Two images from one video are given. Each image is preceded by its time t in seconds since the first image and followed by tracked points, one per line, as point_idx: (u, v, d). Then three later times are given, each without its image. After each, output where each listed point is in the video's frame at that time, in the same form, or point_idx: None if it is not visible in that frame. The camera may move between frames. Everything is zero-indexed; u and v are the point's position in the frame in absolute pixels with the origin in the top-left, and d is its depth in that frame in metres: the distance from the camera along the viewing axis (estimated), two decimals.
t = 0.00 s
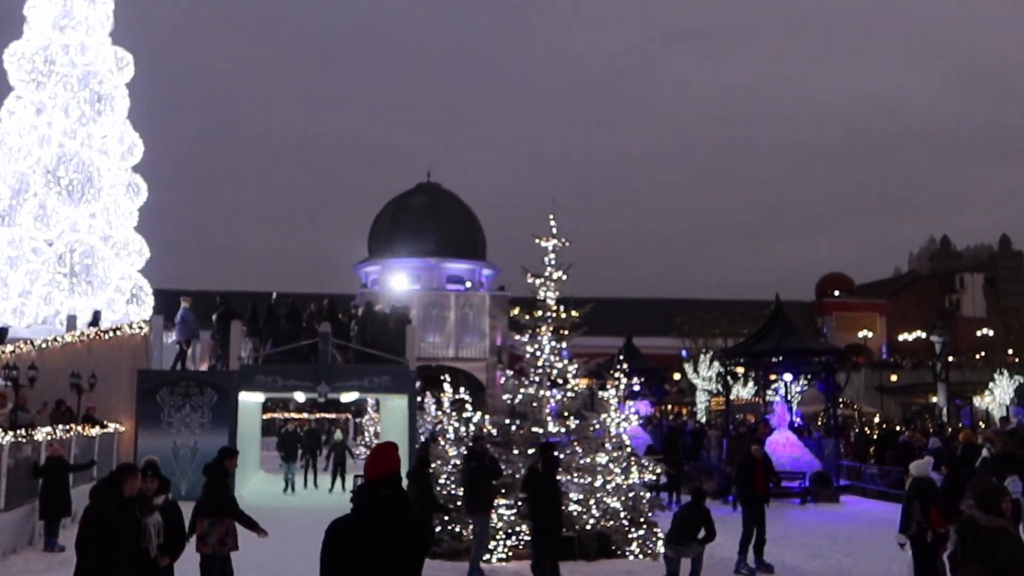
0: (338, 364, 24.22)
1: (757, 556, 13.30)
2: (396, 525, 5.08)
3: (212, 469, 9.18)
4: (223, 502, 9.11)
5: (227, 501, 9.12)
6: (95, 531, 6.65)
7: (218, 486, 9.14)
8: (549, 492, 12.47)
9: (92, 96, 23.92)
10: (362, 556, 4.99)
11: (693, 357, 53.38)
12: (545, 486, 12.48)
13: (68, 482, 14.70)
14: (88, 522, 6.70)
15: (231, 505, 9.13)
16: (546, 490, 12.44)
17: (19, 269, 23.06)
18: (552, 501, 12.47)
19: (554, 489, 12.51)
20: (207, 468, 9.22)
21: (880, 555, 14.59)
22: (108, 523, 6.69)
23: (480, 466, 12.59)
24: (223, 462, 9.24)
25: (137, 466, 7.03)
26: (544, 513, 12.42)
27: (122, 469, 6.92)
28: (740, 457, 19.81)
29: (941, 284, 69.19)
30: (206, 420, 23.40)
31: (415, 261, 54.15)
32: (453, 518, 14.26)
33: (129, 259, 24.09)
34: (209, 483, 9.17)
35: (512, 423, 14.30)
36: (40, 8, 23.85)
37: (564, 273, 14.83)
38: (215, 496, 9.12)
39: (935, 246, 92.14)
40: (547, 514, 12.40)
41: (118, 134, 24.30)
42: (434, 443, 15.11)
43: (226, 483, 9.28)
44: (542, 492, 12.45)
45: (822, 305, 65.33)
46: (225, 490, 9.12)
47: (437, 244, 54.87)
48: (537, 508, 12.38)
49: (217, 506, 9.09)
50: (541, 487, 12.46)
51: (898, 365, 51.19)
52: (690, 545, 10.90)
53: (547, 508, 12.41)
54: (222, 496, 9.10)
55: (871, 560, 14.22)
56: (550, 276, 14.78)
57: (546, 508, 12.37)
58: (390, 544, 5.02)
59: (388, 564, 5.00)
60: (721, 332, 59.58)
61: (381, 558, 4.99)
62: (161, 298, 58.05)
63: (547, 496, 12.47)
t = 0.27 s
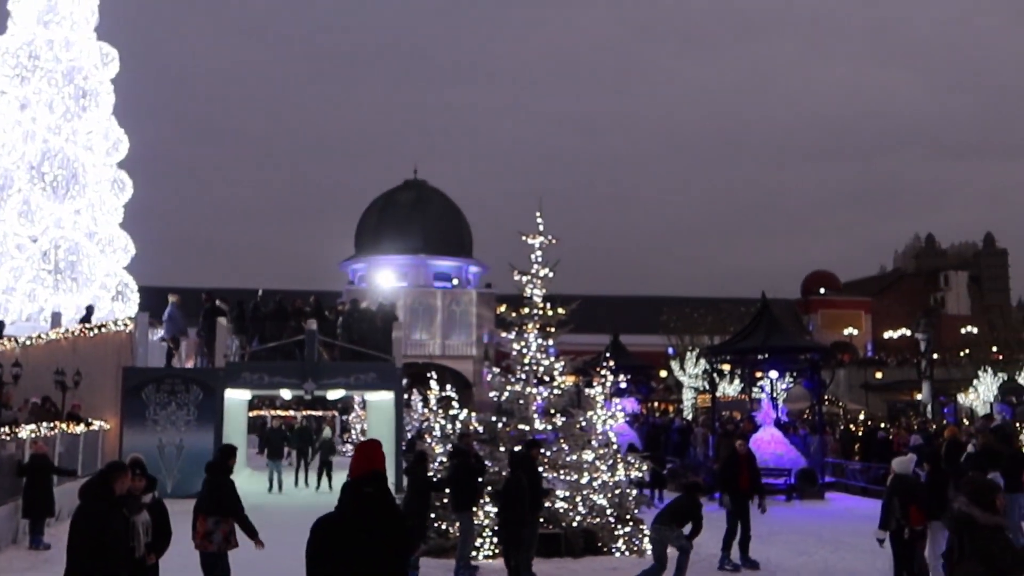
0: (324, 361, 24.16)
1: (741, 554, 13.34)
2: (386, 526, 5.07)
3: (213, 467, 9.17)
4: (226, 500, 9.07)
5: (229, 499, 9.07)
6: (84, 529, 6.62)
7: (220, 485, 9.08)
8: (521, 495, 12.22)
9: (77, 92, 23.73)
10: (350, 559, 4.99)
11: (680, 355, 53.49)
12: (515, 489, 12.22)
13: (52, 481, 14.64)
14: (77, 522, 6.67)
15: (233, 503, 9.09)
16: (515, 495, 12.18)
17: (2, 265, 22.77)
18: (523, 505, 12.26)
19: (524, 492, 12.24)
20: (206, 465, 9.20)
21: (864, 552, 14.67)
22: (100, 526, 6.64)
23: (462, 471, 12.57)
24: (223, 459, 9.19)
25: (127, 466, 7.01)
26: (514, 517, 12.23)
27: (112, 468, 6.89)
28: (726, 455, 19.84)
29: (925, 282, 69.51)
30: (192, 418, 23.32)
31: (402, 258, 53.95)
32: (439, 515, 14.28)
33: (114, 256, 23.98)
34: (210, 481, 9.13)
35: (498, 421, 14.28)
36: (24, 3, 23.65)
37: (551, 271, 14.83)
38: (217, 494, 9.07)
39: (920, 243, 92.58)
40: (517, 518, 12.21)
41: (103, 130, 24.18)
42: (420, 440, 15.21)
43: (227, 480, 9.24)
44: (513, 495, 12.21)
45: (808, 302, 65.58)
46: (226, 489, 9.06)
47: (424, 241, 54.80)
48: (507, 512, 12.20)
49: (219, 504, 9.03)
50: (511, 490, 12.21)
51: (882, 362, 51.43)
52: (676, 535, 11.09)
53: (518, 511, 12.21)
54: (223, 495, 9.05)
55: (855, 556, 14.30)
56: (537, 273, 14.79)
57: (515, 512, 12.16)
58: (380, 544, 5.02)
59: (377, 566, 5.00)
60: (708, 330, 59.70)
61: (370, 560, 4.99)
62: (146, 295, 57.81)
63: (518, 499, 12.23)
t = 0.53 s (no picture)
0: (309, 359, 24.10)
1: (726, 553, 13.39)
2: (374, 530, 5.05)
3: (208, 465, 9.19)
4: (222, 499, 9.09)
5: (225, 498, 9.08)
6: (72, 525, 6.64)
7: (215, 482, 9.10)
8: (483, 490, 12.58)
9: (61, 87, 23.58)
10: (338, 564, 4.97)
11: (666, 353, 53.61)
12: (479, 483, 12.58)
13: (35, 478, 14.57)
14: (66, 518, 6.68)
15: (229, 503, 9.11)
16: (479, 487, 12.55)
17: None
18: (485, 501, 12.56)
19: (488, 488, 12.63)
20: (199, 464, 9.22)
21: (847, 549, 14.74)
22: (91, 529, 6.65)
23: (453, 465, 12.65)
24: (217, 457, 9.21)
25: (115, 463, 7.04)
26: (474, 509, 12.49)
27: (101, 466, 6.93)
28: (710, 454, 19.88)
29: (909, 280, 69.84)
30: (176, 415, 23.22)
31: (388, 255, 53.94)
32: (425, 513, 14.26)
33: (98, 252, 23.92)
34: (204, 479, 9.15)
35: (483, 419, 14.32)
36: None
37: (537, 269, 14.84)
38: (211, 493, 9.07)
39: (904, 242, 93.05)
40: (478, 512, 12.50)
41: (88, 127, 24.13)
42: (406, 438, 15.15)
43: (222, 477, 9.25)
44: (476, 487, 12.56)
45: (793, 301, 65.83)
46: (221, 488, 9.07)
47: (410, 239, 54.73)
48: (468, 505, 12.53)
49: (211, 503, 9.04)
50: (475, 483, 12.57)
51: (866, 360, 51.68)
52: (658, 523, 11.22)
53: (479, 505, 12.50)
54: (220, 493, 9.07)
55: (839, 554, 14.37)
56: (523, 271, 14.78)
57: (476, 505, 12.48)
58: (369, 546, 5.01)
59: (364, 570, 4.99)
60: (693, 328, 59.85)
61: (357, 563, 4.97)
62: (131, 292, 57.54)
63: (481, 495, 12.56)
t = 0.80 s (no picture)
0: (295, 356, 24.05)
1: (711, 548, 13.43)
2: (362, 530, 5.03)
3: (204, 465, 9.16)
4: (219, 500, 9.04)
5: (222, 498, 9.04)
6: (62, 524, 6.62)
7: (210, 479, 9.07)
8: (450, 490, 12.47)
9: (44, 83, 23.40)
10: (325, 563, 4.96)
11: (652, 351, 53.69)
12: (446, 483, 12.45)
13: (19, 477, 14.47)
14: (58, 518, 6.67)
15: (226, 504, 9.05)
16: (444, 488, 12.42)
17: None
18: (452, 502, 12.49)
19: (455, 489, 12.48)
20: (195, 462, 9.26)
21: (832, 546, 14.78)
22: (84, 528, 6.66)
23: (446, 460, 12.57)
24: (213, 456, 9.19)
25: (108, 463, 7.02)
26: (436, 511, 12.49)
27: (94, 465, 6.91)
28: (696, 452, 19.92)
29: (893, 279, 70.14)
30: (161, 413, 23.12)
31: (374, 253, 53.82)
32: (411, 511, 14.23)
33: (82, 249, 23.79)
34: (200, 478, 9.12)
35: (470, 416, 14.29)
36: None
37: (523, 266, 14.82)
38: (207, 491, 9.04)
39: (888, 241, 93.46)
40: (442, 514, 12.49)
41: (71, 124, 24.10)
42: (393, 436, 15.11)
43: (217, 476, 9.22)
44: (442, 488, 12.45)
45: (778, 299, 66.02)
46: (216, 487, 9.03)
47: (396, 237, 54.62)
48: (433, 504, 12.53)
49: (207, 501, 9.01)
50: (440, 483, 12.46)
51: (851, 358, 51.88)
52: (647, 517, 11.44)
53: (444, 506, 12.49)
54: (217, 494, 9.02)
55: (824, 551, 14.41)
56: (509, 269, 14.76)
57: (440, 506, 12.46)
58: (357, 546, 5.00)
59: (352, 570, 4.98)
60: (679, 326, 59.96)
61: (344, 562, 4.97)
62: (115, 290, 57.24)
63: (447, 495, 12.48)
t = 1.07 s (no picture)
0: (281, 354, 24.04)
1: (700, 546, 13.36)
2: (352, 528, 5.03)
3: (194, 463, 9.19)
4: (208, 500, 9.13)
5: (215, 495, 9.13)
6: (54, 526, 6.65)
7: (200, 479, 9.15)
8: (412, 488, 12.29)
9: (28, 79, 23.23)
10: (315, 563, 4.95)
11: (638, 348, 53.79)
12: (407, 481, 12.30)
13: (3, 475, 14.39)
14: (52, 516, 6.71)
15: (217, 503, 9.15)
16: (406, 485, 12.28)
17: None
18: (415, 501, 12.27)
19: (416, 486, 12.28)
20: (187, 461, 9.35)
21: (818, 543, 14.83)
22: (76, 529, 6.67)
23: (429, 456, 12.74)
24: (204, 453, 9.23)
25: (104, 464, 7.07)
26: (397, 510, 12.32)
27: (90, 466, 6.96)
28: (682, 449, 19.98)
29: (878, 276, 70.45)
30: (146, 411, 23.00)
31: (360, 249, 53.76)
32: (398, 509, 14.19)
33: (66, 247, 23.70)
34: (191, 475, 9.16)
35: (455, 414, 14.19)
36: None
37: (509, 264, 14.81)
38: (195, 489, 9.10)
39: (873, 239, 93.88)
40: (405, 513, 12.25)
41: (55, 120, 23.89)
42: (378, 434, 15.05)
43: (207, 474, 9.25)
44: (404, 486, 12.30)
45: (764, 297, 66.25)
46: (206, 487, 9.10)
47: (382, 234, 54.55)
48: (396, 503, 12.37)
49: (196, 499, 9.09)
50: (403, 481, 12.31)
51: (836, 356, 52.11)
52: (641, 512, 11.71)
53: (406, 504, 12.28)
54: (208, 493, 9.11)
55: (810, 547, 14.47)
56: (495, 266, 14.75)
57: (401, 504, 12.26)
58: (347, 544, 4.99)
59: (342, 569, 4.98)
60: (665, 323, 60.11)
61: (335, 561, 4.97)
62: (99, 287, 56.96)
63: (409, 494, 12.28)
